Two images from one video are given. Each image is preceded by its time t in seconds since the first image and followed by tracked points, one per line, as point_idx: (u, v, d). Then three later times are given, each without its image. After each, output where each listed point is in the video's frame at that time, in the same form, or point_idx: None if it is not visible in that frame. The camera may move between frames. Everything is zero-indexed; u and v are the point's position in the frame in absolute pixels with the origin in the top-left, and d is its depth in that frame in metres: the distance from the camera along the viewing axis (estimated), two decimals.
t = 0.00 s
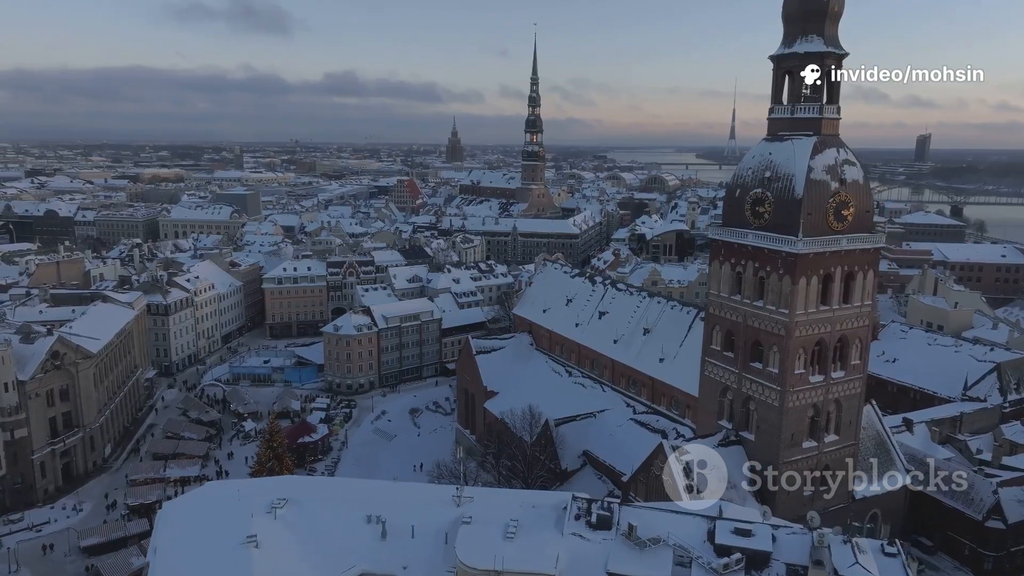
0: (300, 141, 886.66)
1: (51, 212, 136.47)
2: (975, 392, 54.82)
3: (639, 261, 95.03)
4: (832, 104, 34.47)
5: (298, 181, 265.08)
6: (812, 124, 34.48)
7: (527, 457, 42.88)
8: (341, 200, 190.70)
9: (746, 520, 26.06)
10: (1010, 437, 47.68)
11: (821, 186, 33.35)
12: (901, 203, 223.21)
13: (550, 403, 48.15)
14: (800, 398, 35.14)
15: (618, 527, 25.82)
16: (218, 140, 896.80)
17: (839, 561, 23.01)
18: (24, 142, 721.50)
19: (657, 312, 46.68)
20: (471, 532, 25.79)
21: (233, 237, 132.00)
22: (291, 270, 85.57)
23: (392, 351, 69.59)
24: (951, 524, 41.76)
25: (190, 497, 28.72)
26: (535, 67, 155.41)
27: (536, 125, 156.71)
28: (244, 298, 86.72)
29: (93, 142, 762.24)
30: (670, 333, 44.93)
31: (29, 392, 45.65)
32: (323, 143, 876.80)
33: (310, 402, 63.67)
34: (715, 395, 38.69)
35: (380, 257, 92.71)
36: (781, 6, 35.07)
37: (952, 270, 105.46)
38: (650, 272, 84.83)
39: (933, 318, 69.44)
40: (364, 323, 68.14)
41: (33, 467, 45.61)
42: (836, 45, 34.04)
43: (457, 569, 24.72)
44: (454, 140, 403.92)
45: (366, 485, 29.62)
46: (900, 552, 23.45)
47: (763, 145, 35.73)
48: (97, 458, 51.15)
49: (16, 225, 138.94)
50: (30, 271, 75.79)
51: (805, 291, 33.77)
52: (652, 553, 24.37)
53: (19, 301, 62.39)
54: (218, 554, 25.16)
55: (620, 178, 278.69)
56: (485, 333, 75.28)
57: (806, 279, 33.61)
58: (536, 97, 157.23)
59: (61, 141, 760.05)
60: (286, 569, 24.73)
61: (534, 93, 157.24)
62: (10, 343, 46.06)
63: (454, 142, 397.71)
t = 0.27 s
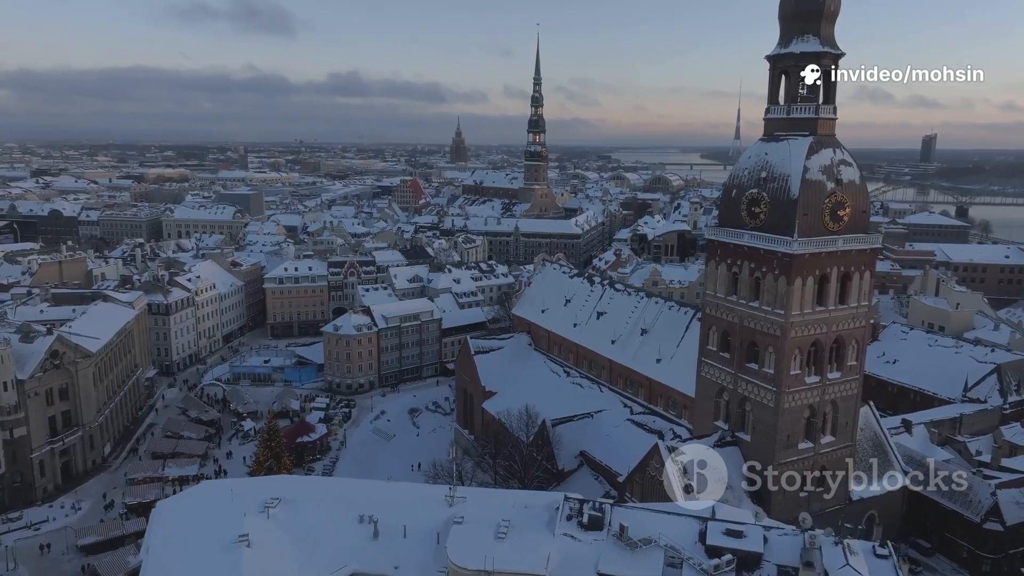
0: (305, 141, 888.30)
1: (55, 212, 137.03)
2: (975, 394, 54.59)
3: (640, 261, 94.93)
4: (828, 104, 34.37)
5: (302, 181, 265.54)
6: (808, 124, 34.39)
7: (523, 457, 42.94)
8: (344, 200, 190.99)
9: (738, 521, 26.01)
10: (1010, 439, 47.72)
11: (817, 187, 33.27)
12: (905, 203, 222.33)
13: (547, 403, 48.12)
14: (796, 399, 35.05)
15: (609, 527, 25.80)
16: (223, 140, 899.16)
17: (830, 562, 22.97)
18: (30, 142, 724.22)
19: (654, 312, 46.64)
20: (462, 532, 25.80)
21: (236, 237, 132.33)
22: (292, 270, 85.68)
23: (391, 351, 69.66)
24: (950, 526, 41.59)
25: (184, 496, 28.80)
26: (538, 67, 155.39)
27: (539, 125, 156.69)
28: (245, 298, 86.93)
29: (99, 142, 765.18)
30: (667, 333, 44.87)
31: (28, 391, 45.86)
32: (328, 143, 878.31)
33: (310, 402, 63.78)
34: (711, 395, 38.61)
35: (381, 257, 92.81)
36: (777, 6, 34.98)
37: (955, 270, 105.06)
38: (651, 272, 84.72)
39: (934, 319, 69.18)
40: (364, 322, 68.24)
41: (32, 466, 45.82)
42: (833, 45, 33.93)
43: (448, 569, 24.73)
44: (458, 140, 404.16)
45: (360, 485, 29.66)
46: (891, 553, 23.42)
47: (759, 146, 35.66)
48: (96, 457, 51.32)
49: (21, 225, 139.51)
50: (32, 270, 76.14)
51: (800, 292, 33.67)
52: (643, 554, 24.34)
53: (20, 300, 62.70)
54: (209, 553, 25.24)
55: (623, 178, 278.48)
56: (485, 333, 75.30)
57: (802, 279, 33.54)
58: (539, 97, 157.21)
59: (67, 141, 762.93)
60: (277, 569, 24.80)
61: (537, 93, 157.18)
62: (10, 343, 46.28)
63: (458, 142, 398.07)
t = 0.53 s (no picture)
0: (310, 141, 890.62)
1: (60, 211, 137.61)
2: (976, 395, 54.34)
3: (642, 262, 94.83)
4: (824, 104, 34.27)
5: (306, 181, 265.90)
6: (805, 124, 34.29)
7: (521, 457, 42.99)
8: (347, 200, 191.26)
9: (730, 522, 25.97)
10: (1010, 441, 47.59)
11: (814, 187, 33.17)
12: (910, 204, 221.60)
13: (545, 404, 48.11)
14: (792, 400, 34.96)
15: (602, 528, 25.80)
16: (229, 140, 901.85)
17: (821, 564, 22.93)
18: (37, 142, 727.41)
19: (652, 313, 46.59)
20: (455, 532, 25.81)
21: (239, 237, 132.65)
22: (294, 270, 85.83)
23: (392, 351, 69.74)
24: (949, 528, 41.76)
25: (178, 495, 28.86)
26: (541, 67, 155.37)
27: (542, 125, 156.59)
28: (247, 298, 87.15)
29: (105, 142, 768.43)
30: (665, 334, 44.80)
31: (28, 390, 46.07)
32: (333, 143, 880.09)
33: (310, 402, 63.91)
34: (708, 396, 38.52)
35: (383, 257, 92.93)
36: (774, 6, 34.87)
37: (959, 271, 104.62)
38: (652, 273, 84.64)
39: (936, 320, 68.91)
40: (365, 322, 68.34)
41: (32, 465, 46.01)
42: (830, 45, 33.81)
43: (440, 569, 24.75)
44: (462, 140, 404.23)
45: (353, 485, 29.67)
46: (883, 555, 23.40)
47: (756, 146, 35.58)
48: (96, 455, 51.52)
49: (26, 225, 140.08)
50: (35, 270, 76.53)
51: (796, 292, 33.57)
52: (634, 555, 24.32)
53: (22, 299, 63.04)
54: (201, 552, 25.27)
55: (628, 179, 278.24)
56: (485, 333, 75.32)
57: (798, 280, 33.44)
58: (542, 97, 157.14)
59: (74, 141, 766.30)
60: (269, 568, 24.82)
61: (541, 93, 157.14)
62: (10, 342, 46.51)
63: (462, 142, 398.25)
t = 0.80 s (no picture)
0: (315, 141, 892.48)
1: (64, 211, 138.15)
2: (976, 397, 54.06)
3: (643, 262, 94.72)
4: (821, 104, 34.18)
5: (310, 182, 266.27)
6: (801, 124, 34.21)
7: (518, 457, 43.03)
8: (351, 200, 191.54)
9: (722, 523, 25.92)
10: (1010, 443, 47.43)
11: (810, 187, 33.08)
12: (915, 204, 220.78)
13: (543, 404, 48.09)
14: (788, 401, 34.86)
15: (593, 528, 25.77)
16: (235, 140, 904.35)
17: (812, 566, 22.84)
18: (44, 142, 730.93)
19: (650, 313, 46.53)
20: (446, 531, 25.82)
21: (243, 236, 132.96)
22: (295, 269, 86.02)
23: (392, 350, 69.83)
24: (948, 530, 41.61)
25: (173, 494, 28.94)
26: (544, 67, 155.37)
27: (545, 125, 156.51)
28: (249, 297, 87.38)
29: (111, 142, 771.59)
30: (663, 334, 44.72)
31: (28, 389, 46.29)
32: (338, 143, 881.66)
33: (310, 401, 64.06)
34: (705, 397, 38.43)
35: (385, 257, 93.06)
36: (771, 6, 34.79)
37: (963, 272, 104.15)
38: (654, 273, 84.51)
39: (938, 321, 68.63)
40: (365, 322, 68.45)
41: (32, 463, 46.21)
42: (826, 45, 33.69)
43: (432, 568, 24.76)
44: (467, 140, 404.29)
45: (347, 484, 29.70)
46: (874, 557, 23.32)
47: (752, 146, 35.49)
48: (96, 454, 51.72)
49: (30, 224, 140.64)
50: (38, 269, 76.89)
51: (793, 293, 33.49)
52: (625, 555, 24.29)
53: (25, 298, 63.40)
54: (194, 550, 25.33)
55: (631, 179, 277.93)
56: (486, 333, 75.36)
57: (794, 281, 33.35)
58: (546, 98, 157.10)
59: (80, 142, 769.75)
60: (261, 567, 24.87)
61: (544, 93, 157.10)
62: (10, 340, 46.75)
63: (466, 142, 398.39)
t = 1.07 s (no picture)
0: (321, 141, 894.35)
1: (70, 210, 138.79)
2: (978, 399, 53.78)
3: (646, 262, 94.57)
4: (818, 104, 34.06)
5: (315, 182, 266.68)
6: (798, 124, 34.10)
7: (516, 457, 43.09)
8: (355, 200, 191.77)
9: (715, 524, 25.85)
10: (1010, 445, 46.96)
11: (807, 188, 32.98)
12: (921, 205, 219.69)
13: (542, 404, 48.11)
14: (785, 402, 34.75)
15: (585, 528, 25.74)
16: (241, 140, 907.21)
17: (804, 567, 22.74)
18: (51, 142, 734.57)
19: (649, 313, 46.49)
20: (439, 531, 25.83)
21: (246, 236, 133.28)
22: (297, 269, 86.21)
23: (392, 350, 69.90)
24: (947, 532, 41.43)
25: (168, 492, 29.03)
26: (548, 67, 155.25)
27: (549, 125, 156.32)
28: (251, 297, 87.61)
29: (118, 142, 774.87)
30: (661, 334, 44.68)
31: (29, 387, 46.52)
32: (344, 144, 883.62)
33: (311, 400, 64.21)
34: (702, 398, 38.36)
35: (387, 257, 93.17)
36: (768, 5, 34.68)
37: (968, 273, 103.60)
38: (655, 274, 84.40)
39: (941, 322, 68.29)
40: (365, 322, 68.53)
41: (33, 461, 46.46)
42: (823, 45, 33.55)
43: (424, 568, 24.78)
44: (472, 140, 404.28)
45: (342, 483, 29.75)
46: (867, 558, 23.23)
47: (749, 146, 35.40)
48: (97, 452, 51.95)
49: (36, 224, 141.24)
50: (42, 268, 77.32)
51: (789, 293, 33.41)
52: (616, 556, 24.25)
53: (28, 298, 63.76)
54: (188, 549, 25.45)
55: (636, 179, 277.50)
56: (487, 333, 75.37)
57: (790, 281, 33.27)
58: (549, 98, 156.95)
59: (88, 142, 773.21)
60: (253, 566, 24.96)
61: (548, 92, 156.93)
62: (11, 339, 46.99)
63: (471, 142, 398.55)
